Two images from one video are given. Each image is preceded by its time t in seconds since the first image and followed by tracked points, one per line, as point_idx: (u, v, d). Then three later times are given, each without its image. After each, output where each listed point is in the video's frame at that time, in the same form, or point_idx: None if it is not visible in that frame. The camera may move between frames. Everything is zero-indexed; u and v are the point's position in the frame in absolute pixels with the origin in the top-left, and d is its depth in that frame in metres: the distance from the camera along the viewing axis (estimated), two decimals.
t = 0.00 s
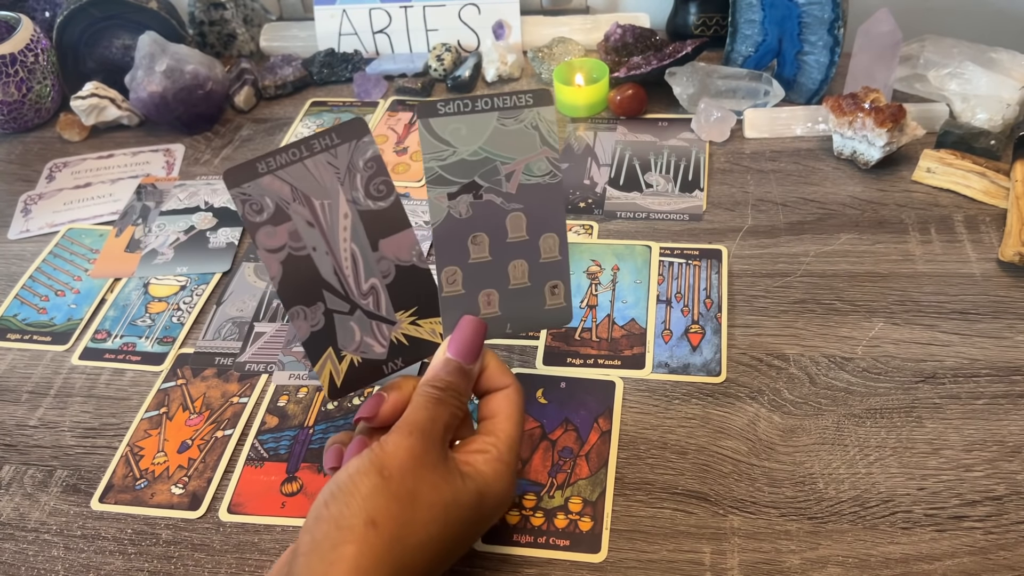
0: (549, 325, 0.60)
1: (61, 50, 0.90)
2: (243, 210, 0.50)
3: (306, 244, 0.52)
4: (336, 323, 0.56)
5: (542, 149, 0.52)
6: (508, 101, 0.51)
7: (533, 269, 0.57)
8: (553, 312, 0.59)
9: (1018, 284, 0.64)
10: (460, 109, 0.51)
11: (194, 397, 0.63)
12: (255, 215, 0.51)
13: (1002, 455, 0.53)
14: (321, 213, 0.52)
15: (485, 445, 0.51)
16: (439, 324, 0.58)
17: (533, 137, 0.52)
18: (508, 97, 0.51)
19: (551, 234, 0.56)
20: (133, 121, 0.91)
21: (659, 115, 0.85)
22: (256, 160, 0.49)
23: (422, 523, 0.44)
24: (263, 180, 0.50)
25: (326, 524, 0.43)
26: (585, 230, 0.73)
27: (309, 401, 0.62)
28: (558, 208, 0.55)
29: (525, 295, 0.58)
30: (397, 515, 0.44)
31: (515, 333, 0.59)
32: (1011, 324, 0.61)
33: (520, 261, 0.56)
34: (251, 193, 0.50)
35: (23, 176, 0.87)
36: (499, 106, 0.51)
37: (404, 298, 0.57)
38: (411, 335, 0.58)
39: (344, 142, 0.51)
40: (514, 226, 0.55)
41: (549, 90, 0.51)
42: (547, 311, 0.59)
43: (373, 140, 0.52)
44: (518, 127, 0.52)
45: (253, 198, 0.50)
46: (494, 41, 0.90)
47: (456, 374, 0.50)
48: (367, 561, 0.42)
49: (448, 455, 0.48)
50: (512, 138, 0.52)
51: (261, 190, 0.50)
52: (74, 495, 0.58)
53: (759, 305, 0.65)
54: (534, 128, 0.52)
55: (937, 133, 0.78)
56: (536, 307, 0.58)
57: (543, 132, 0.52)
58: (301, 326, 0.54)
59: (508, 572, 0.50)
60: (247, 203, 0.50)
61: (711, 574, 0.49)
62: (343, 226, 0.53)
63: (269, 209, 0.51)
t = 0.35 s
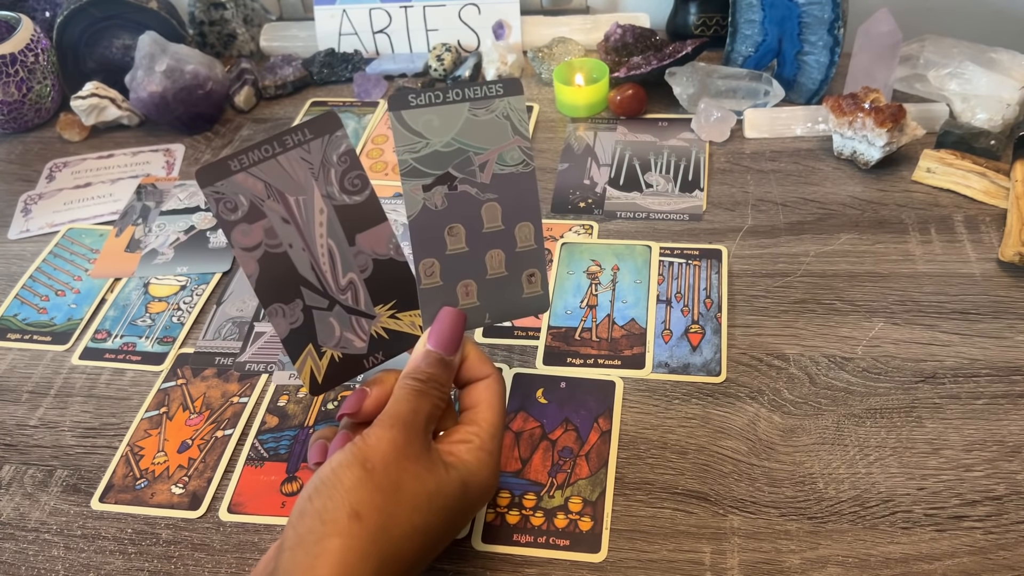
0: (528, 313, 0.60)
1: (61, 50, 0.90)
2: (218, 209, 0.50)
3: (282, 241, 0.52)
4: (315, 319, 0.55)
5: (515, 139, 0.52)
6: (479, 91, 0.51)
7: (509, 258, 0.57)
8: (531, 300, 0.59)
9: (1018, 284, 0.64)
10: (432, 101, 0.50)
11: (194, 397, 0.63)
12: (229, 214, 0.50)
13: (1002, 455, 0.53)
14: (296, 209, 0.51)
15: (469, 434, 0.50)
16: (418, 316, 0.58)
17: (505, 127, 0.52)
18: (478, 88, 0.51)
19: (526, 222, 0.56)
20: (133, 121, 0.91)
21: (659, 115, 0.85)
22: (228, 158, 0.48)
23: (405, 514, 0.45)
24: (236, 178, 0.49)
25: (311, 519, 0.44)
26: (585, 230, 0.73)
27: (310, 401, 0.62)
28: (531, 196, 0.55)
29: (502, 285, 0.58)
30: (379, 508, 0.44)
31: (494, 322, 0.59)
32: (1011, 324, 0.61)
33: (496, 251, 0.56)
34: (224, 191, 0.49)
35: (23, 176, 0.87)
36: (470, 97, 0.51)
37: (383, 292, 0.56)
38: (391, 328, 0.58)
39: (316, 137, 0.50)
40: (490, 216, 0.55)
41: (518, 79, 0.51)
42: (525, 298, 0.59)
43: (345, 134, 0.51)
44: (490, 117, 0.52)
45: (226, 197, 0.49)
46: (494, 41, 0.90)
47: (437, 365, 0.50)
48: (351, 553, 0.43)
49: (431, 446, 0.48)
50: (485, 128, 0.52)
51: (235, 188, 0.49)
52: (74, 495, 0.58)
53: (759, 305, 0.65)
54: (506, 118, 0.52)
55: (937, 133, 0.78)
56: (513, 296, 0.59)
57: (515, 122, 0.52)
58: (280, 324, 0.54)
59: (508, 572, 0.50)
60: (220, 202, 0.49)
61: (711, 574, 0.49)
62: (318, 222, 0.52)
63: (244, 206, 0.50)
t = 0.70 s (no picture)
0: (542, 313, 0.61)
1: (61, 50, 0.90)
2: (243, 199, 0.50)
3: (305, 233, 0.52)
4: (334, 312, 0.56)
5: (536, 140, 0.53)
6: (503, 93, 0.51)
7: (527, 258, 0.57)
8: (545, 301, 0.60)
9: (1018, 284, 0.64)
10: (457, 100, 0.51)
11: (194, 397, 0.63)
12: (254, 204, 0.50)
13: (1002, 455, 0.53)
14: (320, 202, 0.52)
15: (482, 430, 0.50)
16: (435, 312, 0.58)
17: (527, 128, 0.52)
18: (503, 89, 0.51)
19: (544, 224, 0.56)
20: (133, 121, 0.91)
21: (659, 115, 0.85)
22: (255, 149, 0.49)
23: (419, 507, 0.45)
24: (261, 169, 0.49)
25: (325, 509, 0.44)
26: (585, 230, 0.73)
27: (310, 401, 0.62)
28: (551, 198, 0.55)
29: (519, 284, 0.58)
30: (393, 500, 0.44)
31: (510, 322, 0.60)
32: (1010, 324, 0.61)
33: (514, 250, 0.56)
34: (250, 181, 0.49)
35: (23, 176, 0.87)
36: (494, 98, 0.51)
37: (401, 288, 0.57)
38: (408, 323, 0.58)
39: (342, 131, 0.50)
40: (510, 216, 0.55)
41: (542, 82, 0.51)
42: (541, 299, 0.59)
43: (370, 130, 0.51)
44: (512, 118, 0.52)
45: (252, 187, 0.50)
46: (494, 41, 0.90)
47: (452, 361, 0.50)
48: (365, 544, 0.43)
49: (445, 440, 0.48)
50: (508, 129, 0.52)
51: (260, 179, 0.50)
52: (74, 495, 0.58)
53: (759, 305, 0.65)
54: (529, 120, 0.52)
55: (937, 133, 0.78)
56: (530, 296, 0.59)
57: (537, 124, 0.52)
58: (300, 316, 0.54)
59: (508, 572, 0.50)
60: (246, 192, 0.50)
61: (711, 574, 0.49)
62: (341, 216, 0.53)
63: (268, 198, 0.50)
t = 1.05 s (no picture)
0: (511, 309, 0.60)
1: (61, 50, 0.90)
2: (207, 191, 0.49)
3: (271, 228, 0.51)
4: (301, 309, 0.55)
5: (509, 135, 0.51)
6: (477, 86, 0.49)
7: (498, 254, 0.56)
8: (515, 297, 0.59)
9: (1018, 284, 0.64)
10: (430, 92, 0.49)
11: (195, 397, 0.63)
12: (219, 197, 0.49)
13: (1002, 455, 0.53)
14: (287, 196, 0.51)
15: (452, 429, 0.51)
16: (404, 310, 0.58)
17: (500, 122, 0.51)
18: (477, 82, 0.49)
19: (516, 220, 0.55)
20: (133, 121, 0.91)
21: (659, 115, 0.85)
22: (220, 140, 0.47)
23: (391, 509, 0.45)
24: (226, 161, 0.48)
25: (295, 513, 0.44)
26: (585, 229, 0.73)
27: (310, 401, 0.62)
28: (523, 193, 0.54)
29: (489, 280, 0.58)
30: (365, 503, 0.44)
31: (480, 317, 0.59)
32: (1011, 324, 0.61)
33: (485, 247, 0.56)
34: (214, 173, 0.48)
35: (23, 176, 0.87)
36: (468, 91, 0.49)
37: (370, 283, 0.56)
38: (377, 320, 0.58)
39: (312, 122, 0.49)
40: (480, 211, 0.54)
41: (517, 75, 0.50)
42: (511, 295, 0.59)
43: (341, 122, 0.50)
44: (486, 112, 0.50)
45: (216, 179, 0.48)
46: (494, 41, 0.90)
47: (423, 360, 0.50)
48: (337, 549, 0.43)
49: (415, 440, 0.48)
50: (481, 123, 0.51)
51: (226, 171, 0.48)
52: (74, 495, 0.58)
53: (759, 305, 0.65)
54: (502, 114, 0.51)
55: (937, 133, 0.78)
56: (501, 292, 0.59)
57: (511, 118, 0.51)
58: (265, 313, 0.54)
59: (508, 572, 0.50)
60: (210, 184, 0.48)
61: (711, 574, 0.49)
62: (309, 210, 0.52)
63: (234, 190, 0.49)
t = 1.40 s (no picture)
0: (513, 303, 0.60)
1: (61, 50, 0.90)
2: (211, 182, 0.49)
3: (275, 220, 0.51)
4: (304, 301, 0.55)
5: (512, 128, 0.52)
6: (479, 78, 0.50)
7: (501, 247, 0.56)
8: (518, 291, 0.60)
9: (1018, 284, 0.64)
10: (432, 85, 0.50)
11: (194, 397, 0.63)
12: (223, 189, 0.49)
13: (1002, 455, 0.53)
14: (291, 188, 0.51)
15: (455, 421, 0.51)
16: (408, 303, 0.58)
17: (502, 115, 0.51)
18: (478, 74, 0.50)
19: (519, 213, 0.55)
20: (133, 121, 0.91)
21: (659, 115, 0.85)
22: (224, 132, 0.48)
23: (392, 501, 0.45)
24: (231, 152, 0.48)
25: (296, 504, 0.44)
26: (585, 229, 0.73)
27: (309, 401, 0.62)
28: (526, 186, 0.54)
29: (493, 274, 0.58)
30: (367, 494, 0.44)
31: (484, 311, 0.59)
32: (1011, 324, 0.61)
33: (488, 239, 0.56)
34: (218, 165, 0.48)
35: (23, 176, 0.87)
36: (470, 83, 0.50)
37: (373, 276, 0.57)
38: (380, 313, 0.58)
39: (315, 114, 0.50)
40: (484, 204, 0.54)
41: (519, 68, 0.50)
42: (513, 288, 0.59)
43: (343, 114, 0.51)
44: (488, 104, 0.51)
45: (220, 171, 0.49)
46: (494, 41, 0.90)
47: (426, 351, 0.50)
48: (337, 540, 0.43)
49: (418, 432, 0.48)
50: (483, 115, 0.51)
51: (229, 163, 0.49)
52: (74, 495, 0.58)
53: (759, 305, 0.65)
54: (504, 106, 0.51)
55: (937, 133, 0.78)
56: (503, 285, 0.59)
57: (513, 111, 0.51)
58: (269, 304, 0.54)
59: (508, 572, 0.50)
60: (214, 175, 0.49)
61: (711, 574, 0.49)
62: (313, 202, 0.52)
63: (238, 181, 0.49)
